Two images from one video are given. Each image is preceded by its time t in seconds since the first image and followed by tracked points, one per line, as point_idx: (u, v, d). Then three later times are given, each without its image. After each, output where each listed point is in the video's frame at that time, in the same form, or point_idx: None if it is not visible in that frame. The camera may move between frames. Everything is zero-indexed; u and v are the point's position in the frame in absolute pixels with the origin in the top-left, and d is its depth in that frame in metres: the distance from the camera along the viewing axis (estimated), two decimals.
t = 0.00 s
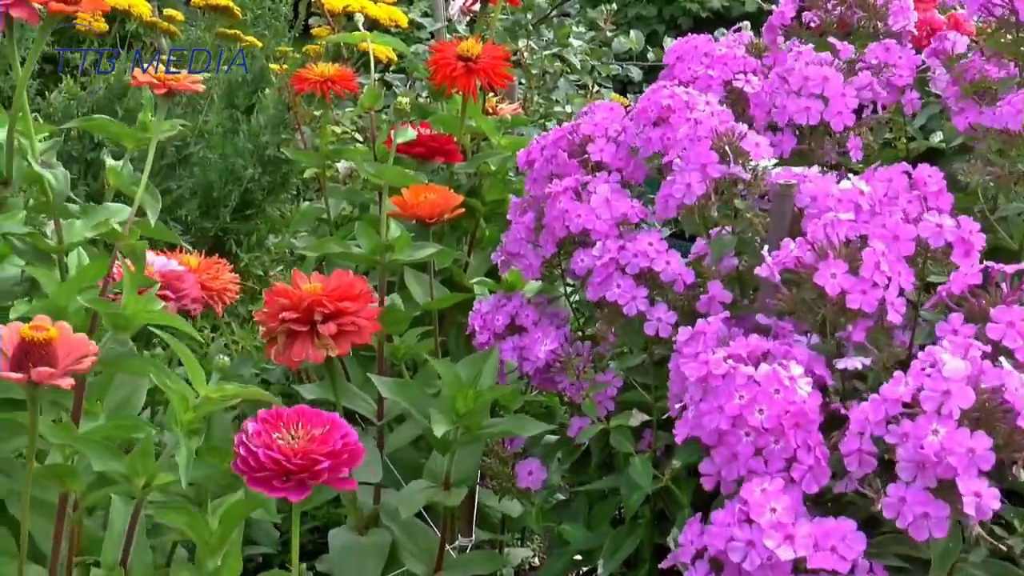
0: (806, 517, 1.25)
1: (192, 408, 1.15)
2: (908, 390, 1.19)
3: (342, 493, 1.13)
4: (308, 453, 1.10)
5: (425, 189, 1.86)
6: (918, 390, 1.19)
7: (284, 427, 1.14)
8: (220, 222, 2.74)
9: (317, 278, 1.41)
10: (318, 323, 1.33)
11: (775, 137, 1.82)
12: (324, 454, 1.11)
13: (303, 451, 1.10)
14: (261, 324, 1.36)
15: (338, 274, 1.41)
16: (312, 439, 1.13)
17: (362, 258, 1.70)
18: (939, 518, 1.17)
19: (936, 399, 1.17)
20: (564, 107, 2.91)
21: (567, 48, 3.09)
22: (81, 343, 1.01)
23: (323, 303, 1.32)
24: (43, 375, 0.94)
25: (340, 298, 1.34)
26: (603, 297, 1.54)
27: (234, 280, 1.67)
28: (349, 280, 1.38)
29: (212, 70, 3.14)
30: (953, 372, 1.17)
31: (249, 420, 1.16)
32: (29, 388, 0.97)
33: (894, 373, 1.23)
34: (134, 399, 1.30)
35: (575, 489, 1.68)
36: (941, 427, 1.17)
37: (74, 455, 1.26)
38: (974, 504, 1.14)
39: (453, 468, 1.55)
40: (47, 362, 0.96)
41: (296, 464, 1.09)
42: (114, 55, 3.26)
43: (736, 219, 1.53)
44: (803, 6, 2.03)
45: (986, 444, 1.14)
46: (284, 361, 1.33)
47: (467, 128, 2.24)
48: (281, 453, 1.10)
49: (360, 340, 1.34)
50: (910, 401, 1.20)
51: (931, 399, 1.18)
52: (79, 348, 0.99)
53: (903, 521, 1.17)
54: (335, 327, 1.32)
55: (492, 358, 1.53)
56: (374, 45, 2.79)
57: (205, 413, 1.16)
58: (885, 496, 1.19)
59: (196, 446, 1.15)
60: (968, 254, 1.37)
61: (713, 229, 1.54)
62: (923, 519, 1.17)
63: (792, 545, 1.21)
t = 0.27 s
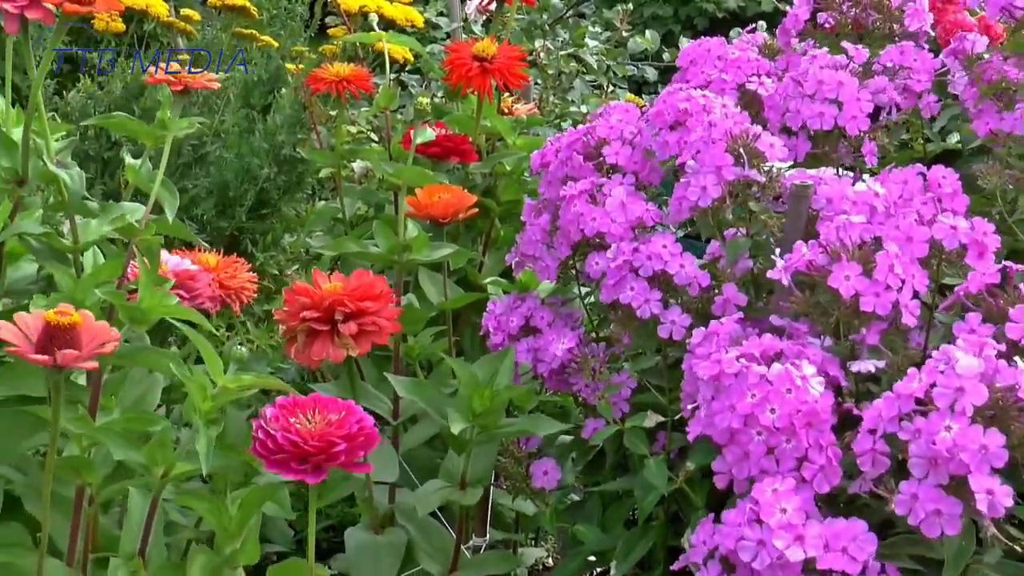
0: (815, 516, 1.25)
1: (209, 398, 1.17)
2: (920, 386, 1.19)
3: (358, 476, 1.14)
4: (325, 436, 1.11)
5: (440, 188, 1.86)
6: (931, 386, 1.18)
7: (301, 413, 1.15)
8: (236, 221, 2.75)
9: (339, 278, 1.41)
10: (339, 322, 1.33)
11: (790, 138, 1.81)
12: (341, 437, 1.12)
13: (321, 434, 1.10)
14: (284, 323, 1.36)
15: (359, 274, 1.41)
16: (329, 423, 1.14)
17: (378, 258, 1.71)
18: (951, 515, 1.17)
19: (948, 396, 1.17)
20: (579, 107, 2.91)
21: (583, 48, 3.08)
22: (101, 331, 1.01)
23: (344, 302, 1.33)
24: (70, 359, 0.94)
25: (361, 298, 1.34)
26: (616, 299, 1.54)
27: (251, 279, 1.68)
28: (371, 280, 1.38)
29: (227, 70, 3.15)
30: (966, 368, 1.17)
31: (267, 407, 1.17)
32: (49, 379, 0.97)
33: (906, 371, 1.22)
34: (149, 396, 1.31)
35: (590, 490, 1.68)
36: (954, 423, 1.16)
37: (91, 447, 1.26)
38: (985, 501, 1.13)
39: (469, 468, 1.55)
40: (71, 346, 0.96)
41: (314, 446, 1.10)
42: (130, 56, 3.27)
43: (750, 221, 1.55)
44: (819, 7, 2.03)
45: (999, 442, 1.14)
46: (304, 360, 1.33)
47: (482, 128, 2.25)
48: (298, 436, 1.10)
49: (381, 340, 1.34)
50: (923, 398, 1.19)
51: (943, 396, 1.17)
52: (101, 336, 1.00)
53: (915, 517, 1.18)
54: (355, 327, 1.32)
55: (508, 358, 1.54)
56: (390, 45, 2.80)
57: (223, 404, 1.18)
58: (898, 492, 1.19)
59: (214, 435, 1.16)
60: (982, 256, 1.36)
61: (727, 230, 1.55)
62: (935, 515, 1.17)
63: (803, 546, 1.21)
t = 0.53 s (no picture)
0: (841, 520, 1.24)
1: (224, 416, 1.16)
2: (939, 393, 1.19)
3: (384, 499, 1.14)
4: (350, 461, 1.10)
5: (457, 188, 1.85)
6: (950, 392, 1.18)
7: (327, 432, 1.14)
8: (253, 221, 2.76)
9: (349, 279, 1.41)
10: (350, 323, 1.33)
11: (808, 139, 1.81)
12: (367, 461, 1.11)
13: (346, 459, 1.10)
14: (295, 324, 1.37)
15: (370, 274, 1.41)
16: (355, 445, 1.13)
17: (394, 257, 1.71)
18: (970, 522, 1.17)
19: (967, 402, 1.17)
20: (596, 107, 2.91)
21: (600, 48, 3.08)
22: (113, 343, 1.02)
23: (355, 303, 1.33)
24: (80, 374, 0.94)
25: (371, 298, 1.34)
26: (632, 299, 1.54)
27: (264, 278, 1.68)
28: (381, 281, 1.38)
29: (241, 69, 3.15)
30: (985, 374, 1.17)
31: (291, 423, 1.16)
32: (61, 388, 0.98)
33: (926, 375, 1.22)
34: (164, 399, 1.31)
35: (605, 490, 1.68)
36: (972, 430, 1.16)
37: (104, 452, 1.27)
38: (1001, 512, 1.13)
39: (484, 468, 1.55)
40: (81, 362, 0.97)
41: (339, 472, 1.09)
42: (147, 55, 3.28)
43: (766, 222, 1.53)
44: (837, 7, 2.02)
45: (1018, 448, 1.14)
46: (316, 361, 1.34)
47: (498, 128, 2.25)
48: (323, 459, 1.10)
49: (392, 340, 1.34)
50: (942, 404, 1.19)
51: (963, 402, 1.17)
52: (112, 348, 1.00)
53: (932, 524, 1.17)
54: (366, 327, 1.32)
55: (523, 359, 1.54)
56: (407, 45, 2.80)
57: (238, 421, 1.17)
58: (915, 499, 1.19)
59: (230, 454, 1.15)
60: (1003, 255, 1.36)
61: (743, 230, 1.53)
62: (953, 523, 1.17)
63: (829, 550, 1.20)
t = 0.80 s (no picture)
0: (852, 520, 1.23)
1: (232, 417, 1.16)
2: (964, 393, 1.18)
3: (381, 497, 1.13)
4: (344, 459, 1.10)
5: (471, 188, 1.86)
6: (974, 392, 1.18)
7: (321, 432, 1.14)
8: (267, 220, 2.76)
9: (364, 278, 1.41)
10: (365, 322, 1.33)
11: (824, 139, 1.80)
12: (360, 459, 1.11)
13: (340, 457, 1.10)
14: (309, 322, 1.36)
15: (386, 274, 1.41)
16: (350, 443, 1.13)
17: (408, 258, 1.71)
18: (993, 521, 1.16)
19: (992, 401, 1.16)
20: (611, 107, 2.90)
21: (615, 49, 3.07)
22: (120, 348, 1.02)
23: (371, 302, 1.33)
24: (88, 382, 0.95)
25: (387, 298, 1.34)
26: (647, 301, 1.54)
27: (275, 277, 1.68)
28: (396, 281, 1.38)
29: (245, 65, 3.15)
30: (1011, 373, 1.16)
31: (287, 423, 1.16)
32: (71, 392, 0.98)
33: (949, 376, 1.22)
34: (178, 398, 1.32)
35: (618, 491, 1.68)
36: (997, 429, 1.15)
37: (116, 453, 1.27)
38: None
39: (497, 470, 1.55)
40: (89, 369, 0.97)
41: (333, 470, 1.09)
42: (163, 55, 3.29)
43: (783, 221, 1.52)
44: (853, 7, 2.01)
45: None
46: (331, 359, 1.34)
47: (513, 129, 2.24)
48: (316, 458, 1.10)
49: (407, 339, 1.34)
50: (965, 404, 1.19)
51: (988, 401, 1.16)
52: (119, 355, 1.01)
53: (955, 522, 1.17)
54: (382, 326, 1.32)
55: (536, 360, 1.54)
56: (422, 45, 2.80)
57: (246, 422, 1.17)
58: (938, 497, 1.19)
59: (235, 456, 1.15)
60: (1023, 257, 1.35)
61: (757, 232, 1.53)
62: (976, 522, 1.16)
63: (841, 550, 1.20)
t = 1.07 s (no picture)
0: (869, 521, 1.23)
1: (251, 405, 1.17)
2: (981, 391, 1.17)
3: (402, 494, 1.13)
4: (368, 455, 1.10)
5: (489, 188, 1.86)
6: (991, 390, 1.17)
7: (345, 428, 1.14)
8: (284, 220, 2.77)
9: (383, 279, 1.41)
10: (384, 324, 1.33)
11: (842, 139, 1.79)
12: (384, 456, 1.11)
13: (364, 453, 1.10)
14: (328, 324, 1.37)
15: (404, 275, 1.41)
16: (374, 440, 1.13)
17: (426, 257, 1.72)
18: (1010, 522, 1.15)
19: (1009, 401, 1.15)
20: (628, 107, 2.90)
21: (632, 49, 3.06)
22: (142, 334, 1.02)
23: (389, 304, 1.33)
24: (110, 364, 0.95)
25: (405, 300, 1.34)
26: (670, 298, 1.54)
27: (297, 279, 1.69)
28: (415, 282, 1.38)
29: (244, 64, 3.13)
30: None
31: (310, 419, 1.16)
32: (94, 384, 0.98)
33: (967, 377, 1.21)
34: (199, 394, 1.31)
35: (635, 492, 1.67)
36: (1015, 428, 1.14)
37: (134, 448, 1.27)
38: None
39: (514, 471, 1.55)
40: (111, 351, 0.98)
41: (357, 466, 1.09)
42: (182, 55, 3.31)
43: (802, 222, 1.52)
44: (873, 7, 2.00)
45: None
46: (349, 361, 1.34)
47: (530, 129, 2.24)
48: (341, 454, 1.09)
49: (426, 341, 1.34)
50: (982, 402, 1.18)
51: (1005, 401, 1.15)
52: (141, 339, 1.01)
53: (973, 523, 1.16)
54: (400, 327, 1.32)
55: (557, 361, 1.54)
56: (439, 45, 2.79)
57: (264, 412, 1.17)
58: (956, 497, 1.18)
59: (255, 442, 1.15)
60: None
61: (777, 231, 1.52)
62: (994, 522, 1.16)
63: (857, 550, 1.19)
